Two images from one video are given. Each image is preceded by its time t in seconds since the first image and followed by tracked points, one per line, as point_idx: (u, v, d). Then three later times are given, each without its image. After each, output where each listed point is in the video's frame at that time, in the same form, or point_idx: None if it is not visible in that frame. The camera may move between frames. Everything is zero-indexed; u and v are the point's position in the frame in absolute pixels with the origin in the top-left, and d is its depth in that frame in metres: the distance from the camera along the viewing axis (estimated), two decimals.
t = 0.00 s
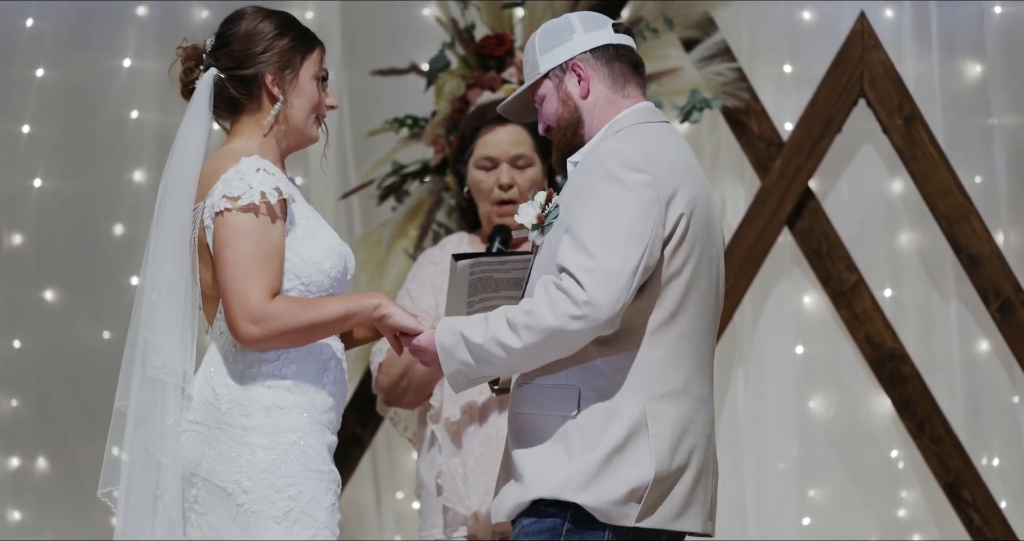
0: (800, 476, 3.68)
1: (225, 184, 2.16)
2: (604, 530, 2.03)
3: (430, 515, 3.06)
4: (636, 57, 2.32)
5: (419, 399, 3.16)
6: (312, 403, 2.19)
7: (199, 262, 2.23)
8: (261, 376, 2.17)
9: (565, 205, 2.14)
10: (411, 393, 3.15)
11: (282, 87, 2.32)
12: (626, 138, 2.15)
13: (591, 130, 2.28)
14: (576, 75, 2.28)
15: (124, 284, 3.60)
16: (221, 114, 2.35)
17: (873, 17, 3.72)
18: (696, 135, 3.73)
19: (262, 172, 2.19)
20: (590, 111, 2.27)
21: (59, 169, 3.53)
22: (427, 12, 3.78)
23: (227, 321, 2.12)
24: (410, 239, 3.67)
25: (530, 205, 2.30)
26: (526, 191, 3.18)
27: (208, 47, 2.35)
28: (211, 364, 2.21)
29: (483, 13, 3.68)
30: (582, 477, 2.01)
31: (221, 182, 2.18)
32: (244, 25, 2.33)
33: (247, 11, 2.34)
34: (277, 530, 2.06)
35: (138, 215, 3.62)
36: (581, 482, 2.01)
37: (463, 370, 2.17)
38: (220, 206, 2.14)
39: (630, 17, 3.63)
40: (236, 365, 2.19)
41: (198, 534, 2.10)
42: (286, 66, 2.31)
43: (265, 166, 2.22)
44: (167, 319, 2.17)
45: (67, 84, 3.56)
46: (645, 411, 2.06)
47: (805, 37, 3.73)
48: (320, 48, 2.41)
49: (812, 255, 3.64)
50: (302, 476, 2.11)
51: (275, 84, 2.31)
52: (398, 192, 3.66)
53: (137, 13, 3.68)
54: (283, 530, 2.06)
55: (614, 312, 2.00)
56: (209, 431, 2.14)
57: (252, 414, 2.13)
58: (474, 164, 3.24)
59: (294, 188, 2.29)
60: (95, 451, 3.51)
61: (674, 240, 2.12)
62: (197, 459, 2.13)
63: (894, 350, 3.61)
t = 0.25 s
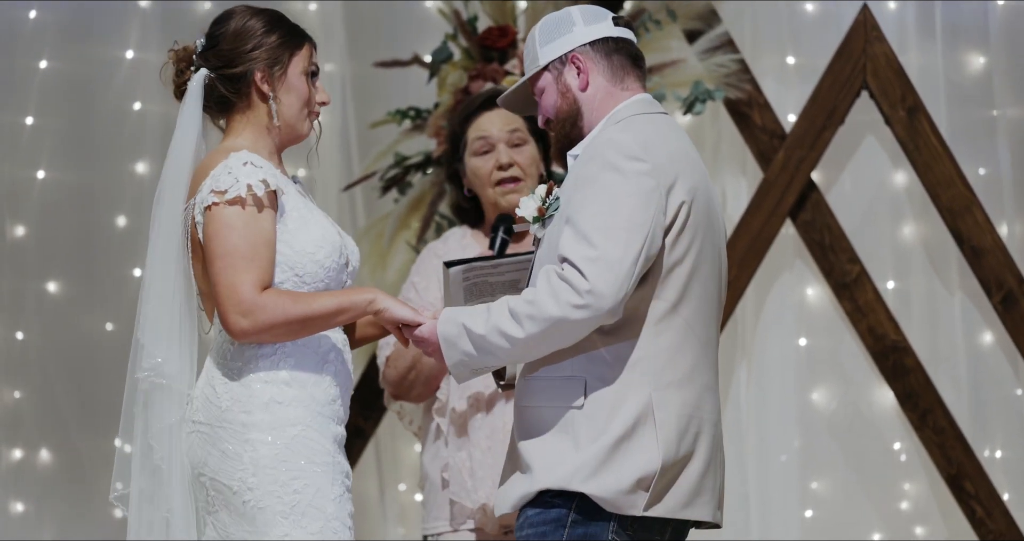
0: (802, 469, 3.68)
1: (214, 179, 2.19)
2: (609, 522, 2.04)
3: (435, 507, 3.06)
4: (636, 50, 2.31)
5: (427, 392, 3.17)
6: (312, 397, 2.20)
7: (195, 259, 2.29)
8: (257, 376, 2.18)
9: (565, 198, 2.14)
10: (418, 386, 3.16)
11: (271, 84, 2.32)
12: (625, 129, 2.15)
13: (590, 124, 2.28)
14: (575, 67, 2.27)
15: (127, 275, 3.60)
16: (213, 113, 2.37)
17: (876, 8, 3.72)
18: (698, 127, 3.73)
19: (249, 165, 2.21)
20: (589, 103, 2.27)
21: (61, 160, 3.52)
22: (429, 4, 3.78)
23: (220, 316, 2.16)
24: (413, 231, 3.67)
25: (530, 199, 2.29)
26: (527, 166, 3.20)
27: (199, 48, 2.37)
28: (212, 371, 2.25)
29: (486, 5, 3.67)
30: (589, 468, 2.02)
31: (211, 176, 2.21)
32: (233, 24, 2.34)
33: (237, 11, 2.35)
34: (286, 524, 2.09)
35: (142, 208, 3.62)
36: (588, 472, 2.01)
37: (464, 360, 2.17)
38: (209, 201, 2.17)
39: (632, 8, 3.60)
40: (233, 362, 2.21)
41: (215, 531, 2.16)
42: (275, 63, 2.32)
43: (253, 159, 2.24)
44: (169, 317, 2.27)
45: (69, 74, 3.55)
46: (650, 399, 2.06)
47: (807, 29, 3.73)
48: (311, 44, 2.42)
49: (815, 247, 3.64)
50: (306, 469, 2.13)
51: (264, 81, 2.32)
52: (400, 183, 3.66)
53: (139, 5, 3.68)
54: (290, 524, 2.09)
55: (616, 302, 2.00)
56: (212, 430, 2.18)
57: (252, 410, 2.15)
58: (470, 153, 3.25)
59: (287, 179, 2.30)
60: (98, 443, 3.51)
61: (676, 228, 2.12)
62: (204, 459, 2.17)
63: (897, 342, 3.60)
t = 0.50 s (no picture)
0: (804, 463, 3.68)
1: (209, 179, 2.19)
2: (608, 517, 2.05)
3: (438, 503, 3.07)
4: (633, 42, 2.29)
5: (430, 390, 3.16)
6: (312, 393, 2.20)
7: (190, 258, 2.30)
8: (257, 375, 2.19)
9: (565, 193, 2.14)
10: (421, 383, 3.15)
11: (275, 90, 2.32)
12: (624, 126, 2.15)
13: (582, 121, 2.29)
14: (567, 64, 2.27)
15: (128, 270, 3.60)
16: (211, 114, 2.36)
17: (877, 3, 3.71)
18: (698, 122, 3.73)
19: (243, 164, 2.20)
20: (581, 100, 2.27)
21: (62, 156, 3.52)
22: None
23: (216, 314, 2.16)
24: (414, 226, 3.68)
25: (528, 193, 2.29)
26: (525, 165, 3.20)
27: (199, 47, 2.34)
28: (212, 372, 2.25)
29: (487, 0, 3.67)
30: (588, 464, 2.02)
31: (205, 176, 2.21)
32: (236, 25, 2.32)
33: (239, 11, 2.33)
34: (288, 521, 2.09)
35: (142, 204, 3.63)
36: (588, 469, 2.02)
37: (466, 353, 2.17)
38: (205, 201, 2.17)
39: (633, 4, 3.60)
40: (232, 362, 2.22)
41: (219, 529, 2.17)
42: (278, 69, 2.31)
43: (248, 158, 2.23)
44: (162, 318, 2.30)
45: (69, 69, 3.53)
46: (649, 395, 2.06)
47: (808, 24, 3.73)
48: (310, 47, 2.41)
49: (816, 242, 3.64)
50: (307, 465, 2.12)
51: (268, 87, 2.31)
52: (401, 178, 3.65)
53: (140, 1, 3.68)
54: (293, 521, 2.09)
55: (616, 301, 2.00)
56: (213, 429, 2.18)
57: (252, 408, 2.15)
58: (467, 155, 3.23)
59: (282, 178, 2.29)
60: (99, 438, 3.52)
61: (677, 226, 2.11)
62: (206, 458, 2.18)
63: (898, 336, 3.60)
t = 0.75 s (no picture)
0: (805, 458, 3.69)
1: (218, 173, 2.19)
2: (603, 515, 2.09)
3: (441, 499, 3.07)
4: (619, 37, 2.26)
5: (432, 388, 3.15)
6: (318, 388, 2.21)
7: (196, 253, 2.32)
8: (263, 368, 2.20)
9: (559, 195, 2.15)
10: (423, 381, 3.14)
11: (276, 80, 2.31)
12: (617, 125, 2.14)
13: (567, 113, 2.31)
14: (551, 57, 2.28)
15: (128, 265, 3.63)
16: (220, 109, 2.38)
17: None
18: (698, 117, 3.73)
19: (254, 161, 2.21)
20: (563, 94, 2.29)
21: (64, 151, 3.51)
22: None
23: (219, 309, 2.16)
24: (414, 221, 3.66)
25: (521, 189, 2.21)
26: (525, 161, 3.19)
27: (206, 42, 2.37)
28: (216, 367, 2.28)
29: None
30: (582, 465, 2.06)
31: (214, 171, 2.21)
32: (239, 18, 2.33)
33: (242, 5, 2.34)
34: (292, 515, 2.09)
35: (140, 198, 3.67)
36: (581, 470, 2.06)
37: (467, 352, 2.18)
38: (212, 196, 2.18)
39: None
40: (239, 354, 2.23)
41: (221, 522, 2.16)
42: (280, 59, 2.31)
43: (257, 155, 2.24)
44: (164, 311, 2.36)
45: (70, 63, 3.53)
46: (640, 396, 2.09)
47: (809, 19, 3.72)
48: (318, 36, 2.41)
49: (816, 236, 3.63)
50: (313, 459, 2.13)
51: (270, 78, 2.31)
52: (402, 173, 3.65)
53: None
54: (297, 514, 2.09)
55: (612, 305, 2.02)
56: (219, 422, 2.19)
57: (259, 401, 2.16)
58: (468, 153, 3.22)
59: (292, 175, 2.31)
60: (100, 432, 3.55)
61: (671, 227, 2.12)
62: (210, 451, 2.18)
63: (899, 331, 3.59)
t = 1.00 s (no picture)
0: (806, 454, 3.69)
1: (228, 168, 2.22)
2: (594, 511, 2.14)
3: (441, 496, 3.07)
4: (602, 32, 2.27)
5: (431, 379, 3.13)
6: (325, 386, 2.25)
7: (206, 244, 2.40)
8: (270, 365, 2.23)
9: (547, 192, 2.17)
10: (420, 377, 3.12)
11: (286, 72, 2.37)
12: (600, 122, 2.15)
13: (554, 106, 2.33)
14: (535, 50, 2.30)
15: (128, 261, 3.61)
16: (234, 104, 2.46)
17: None
18: (699, 114, 3.72)
19: (265, 157, 2.25)
20: (550, 87, 2.31)
21: (64, 148, 3.51)
22: None
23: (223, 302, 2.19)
24: (414, 218, 3.68)
25: (509, 185, 2.23)
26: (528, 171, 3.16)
27: (221, 41, 2.46)
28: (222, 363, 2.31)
29: None
30: (571, 463, 2.11)
31: (225, 166, 2.24)
32: (251, 16, 2.42)
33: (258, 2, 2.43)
34: (298, 512, 2.12)
35: (142, 193, 3.64)
36: (570, 468, 2.11)
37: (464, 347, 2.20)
38: (223, 190, 2.20)
39: None
40: (247, 350, 2.25)
41: (225, 517, 2.18)
42: (290, 52, 2.37)
43: (269, 151, 2.27)
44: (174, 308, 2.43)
45: (70, 60, 3.52)
46: (628, 395, 2.14)
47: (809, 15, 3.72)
48: (332, 32, 2.47)
49: (817, 232, 3.63)
50: (319, 456, 2.16)
51: (280, 71, 2.37)
52: (402, 169, 3.65)
53: None
54: (303, 511, 2.12)
55: (599, 304, 2.03)
56: (226, 417, 2.21)
57: (266, 397, 2.19)
58: (472, 154, 3.20)
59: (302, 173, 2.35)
60: (102, 429, 3.54)
61: (659, 225, 2.15)
62: (216, 446, 2.20)
63: (899, 326, 3.59)
